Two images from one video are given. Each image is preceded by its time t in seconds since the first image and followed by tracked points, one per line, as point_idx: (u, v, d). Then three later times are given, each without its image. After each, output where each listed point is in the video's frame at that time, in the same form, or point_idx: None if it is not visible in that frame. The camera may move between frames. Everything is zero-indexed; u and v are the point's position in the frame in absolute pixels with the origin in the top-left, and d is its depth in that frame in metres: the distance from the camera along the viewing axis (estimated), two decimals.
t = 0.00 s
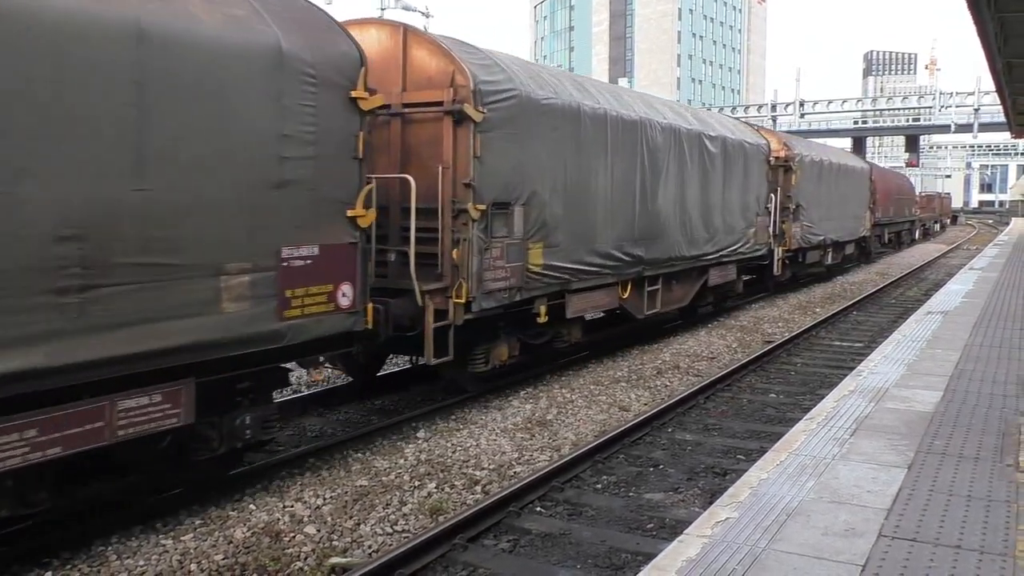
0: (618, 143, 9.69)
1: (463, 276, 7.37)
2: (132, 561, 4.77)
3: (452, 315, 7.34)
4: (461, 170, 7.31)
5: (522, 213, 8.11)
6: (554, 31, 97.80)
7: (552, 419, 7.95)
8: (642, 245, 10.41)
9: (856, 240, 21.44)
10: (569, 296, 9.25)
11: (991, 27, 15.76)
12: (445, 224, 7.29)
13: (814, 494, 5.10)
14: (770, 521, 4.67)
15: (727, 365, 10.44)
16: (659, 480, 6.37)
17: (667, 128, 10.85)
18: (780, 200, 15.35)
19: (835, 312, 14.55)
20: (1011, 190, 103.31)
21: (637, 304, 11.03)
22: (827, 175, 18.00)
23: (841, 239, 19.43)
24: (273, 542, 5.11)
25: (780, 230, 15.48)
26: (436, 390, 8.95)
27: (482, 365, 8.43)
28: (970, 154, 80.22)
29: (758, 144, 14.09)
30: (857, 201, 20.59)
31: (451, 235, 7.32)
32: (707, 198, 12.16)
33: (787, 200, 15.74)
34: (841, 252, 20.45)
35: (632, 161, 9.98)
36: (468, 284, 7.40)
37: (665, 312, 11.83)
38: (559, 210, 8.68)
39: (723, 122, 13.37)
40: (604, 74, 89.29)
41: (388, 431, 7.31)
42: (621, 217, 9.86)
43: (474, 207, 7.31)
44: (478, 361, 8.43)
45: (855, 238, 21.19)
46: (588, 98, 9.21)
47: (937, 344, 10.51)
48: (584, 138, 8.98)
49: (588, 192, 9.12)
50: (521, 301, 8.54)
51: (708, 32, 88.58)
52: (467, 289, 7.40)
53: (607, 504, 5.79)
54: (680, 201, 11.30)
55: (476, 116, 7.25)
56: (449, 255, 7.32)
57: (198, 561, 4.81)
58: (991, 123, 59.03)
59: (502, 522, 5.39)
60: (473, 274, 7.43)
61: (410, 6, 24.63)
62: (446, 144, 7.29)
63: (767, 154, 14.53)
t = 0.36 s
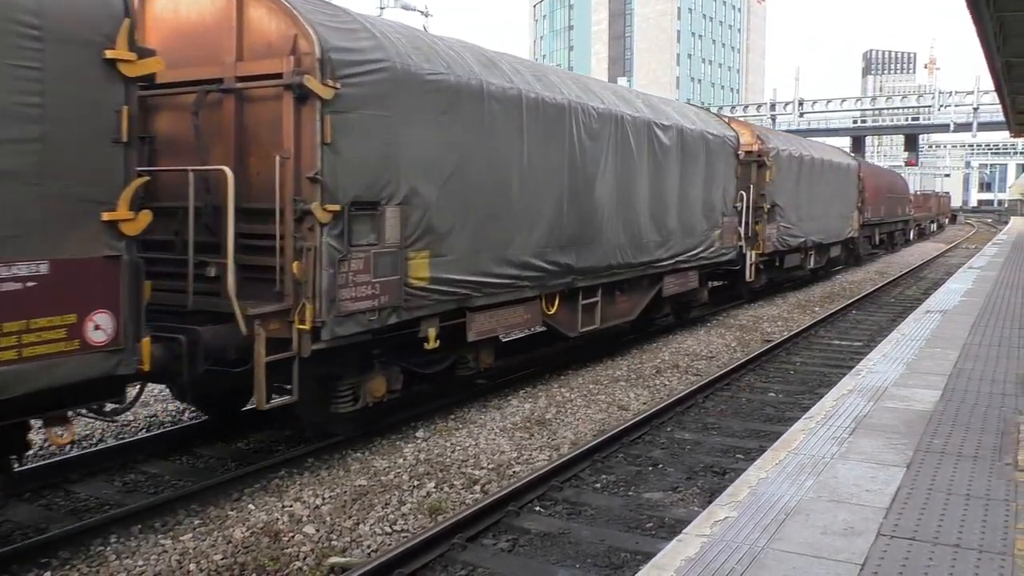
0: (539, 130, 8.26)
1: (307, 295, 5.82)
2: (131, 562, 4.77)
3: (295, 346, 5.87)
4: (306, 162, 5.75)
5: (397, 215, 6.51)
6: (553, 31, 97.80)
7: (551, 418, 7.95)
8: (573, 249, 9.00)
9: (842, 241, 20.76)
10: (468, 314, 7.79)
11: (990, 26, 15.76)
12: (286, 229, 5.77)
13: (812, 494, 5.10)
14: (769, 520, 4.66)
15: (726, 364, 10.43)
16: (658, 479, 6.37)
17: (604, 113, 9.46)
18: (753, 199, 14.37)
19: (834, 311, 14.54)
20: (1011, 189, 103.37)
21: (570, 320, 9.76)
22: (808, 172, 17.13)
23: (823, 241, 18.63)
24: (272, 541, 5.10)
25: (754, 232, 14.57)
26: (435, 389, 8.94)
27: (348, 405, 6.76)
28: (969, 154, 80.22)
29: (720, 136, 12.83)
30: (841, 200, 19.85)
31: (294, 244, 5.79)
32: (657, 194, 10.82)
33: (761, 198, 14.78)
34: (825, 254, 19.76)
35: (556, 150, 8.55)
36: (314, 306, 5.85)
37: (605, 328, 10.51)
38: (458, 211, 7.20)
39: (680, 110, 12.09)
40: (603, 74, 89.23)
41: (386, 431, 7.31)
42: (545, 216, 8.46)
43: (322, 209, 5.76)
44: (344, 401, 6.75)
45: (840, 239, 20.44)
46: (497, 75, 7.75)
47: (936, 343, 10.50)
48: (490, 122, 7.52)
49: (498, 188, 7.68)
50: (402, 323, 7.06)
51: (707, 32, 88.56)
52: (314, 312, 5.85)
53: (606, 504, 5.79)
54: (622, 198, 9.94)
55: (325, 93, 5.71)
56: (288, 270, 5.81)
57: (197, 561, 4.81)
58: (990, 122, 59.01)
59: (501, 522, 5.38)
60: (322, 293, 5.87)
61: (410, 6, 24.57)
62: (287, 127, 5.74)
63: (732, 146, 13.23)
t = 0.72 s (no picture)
0: (420, 110, 6.66)
1: (32, 333, 4.24)
2: (129, 560, 4.77)
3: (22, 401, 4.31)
4: (32, 148, 4.20)
5: (193, 219, 4.92)
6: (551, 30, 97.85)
7: (549, 417, 7.95)
8: (472, 257, 7.40)
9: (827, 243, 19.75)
10: (316, 344, 6.06)
11: (988, 26, 15.76)
12: (6, 241, 4.22)
13: (811, 493, 5.10)
14: (767, 520, 4.67)
15: (724, 364, 10.44)
16: (657, 478, 6.37)
17: (516, 93, 7.89)
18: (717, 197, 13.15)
19: (833, 311, 14.55)
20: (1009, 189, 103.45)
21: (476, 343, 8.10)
22: (785, 169, 15.98)
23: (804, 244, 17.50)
24: (270, 540, 5.10)
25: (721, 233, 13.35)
26: (433, 389, 8.94)
27: (127, 471, 5.19)
28: (966, 154, 80.30)
29: (675, 126, 11.32)
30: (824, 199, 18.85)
31: (18, 262, 4.25)
32: (589, 191, 9.24)
33: (728, 196, 13.56)
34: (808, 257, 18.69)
35: (445, 136, 6.95)
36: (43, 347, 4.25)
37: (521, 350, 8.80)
38: (295, 210, 5.62)
39: (627, 94, 10.55)
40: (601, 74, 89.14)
41: (385, 431, 7.31)
42: (433, 217, 6.86)
43: (50, 211, 4.19)
44: (122, 466, 5.18)
45: (824, 241, 19.37)
46: (358, 41, 6.16)
47: (934, 343, 10.50)
48: (344, 98, 5.92)
49: (357, 181, 6.07)
50: (206, 358, 5.38)
51: (706, 32, 88.53)
52: (42, 355, 4.24)
53: (604, 503, 5.79)
54: (544, 197, 8.39)
55: (60, 51, 4.17)
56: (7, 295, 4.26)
57: (196, 560, 4.81)
58: (988, 123, 59.04)
59: (500, 521, 5.39)
60: (53, 328, 4.28)
61: (408, 5, 24.52)
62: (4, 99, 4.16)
63: (690, 138, 11.75)
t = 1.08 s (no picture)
0: (228, 81, 5.03)
1: None
2: (127, 561, 4.76)
3: None
4: None
5: None
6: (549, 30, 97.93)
7: (547, 417, 7.95)
8: (316, 273, 5.76)
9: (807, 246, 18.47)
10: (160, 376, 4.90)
11: (987, 25, 15.75)
12: None
13: (809, 493, 5.10)
14: (766, 520, 4.66)
15: (722, 364, 10.45)
16: (655, 478, 6.37)
17: (384, 67, 6.27)
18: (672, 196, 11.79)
19: (831, 310, 14.57)
20: (1007, 188, 103.56)
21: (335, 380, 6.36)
22: (756, 164, 14.42)
23: (779, 247, 16.04)
24: (268, 541, 5.10)
25: (677, 238, 11.84)
26: (431, 389, 9.00)
27: None
28: (964, 153, 80.40)
29: (614, 110, 9.77)
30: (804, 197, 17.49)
31: None
32: (495, 187, 7.64)
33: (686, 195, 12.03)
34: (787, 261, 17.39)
35: (270, 118, 5.32)
36: None
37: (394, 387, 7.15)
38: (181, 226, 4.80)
39: (554, 76, 8.98)
40: (600, 73, 89.15)
41: (384, 432, 7.32)
42: (249, 223, 5.22)
43: None
44: None
45: (805, 242, 17.98)
46: None
47: (932, 342, 10.51)
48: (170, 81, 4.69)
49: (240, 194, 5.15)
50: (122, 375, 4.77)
51: (704, 32, 88.61)
52: None
53: (603, 503, 5.79)
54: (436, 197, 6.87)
55: None
56: None
57: (193, 561, 4.81)
58: (986, 122, 59.06)
59: (498, 521, 5.38)
60: None
61: (407, 5, 24.54)
62: None
63: (635, 126, 10.23)
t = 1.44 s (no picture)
0: None
1: None
2: (123, 562, 4.76)
3: None
4: None
5: None
6: (545, 30, 98.00)
7: (544, 418, 7.95)
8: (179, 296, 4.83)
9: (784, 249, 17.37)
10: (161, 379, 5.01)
11: (982, 26, 15.77)
12: None
13: (804, 493, 5.10)
14: (761, 520, 4.67)
15: (718, 364, 10.46)
16: (651, 479, 6.37)
17: (181, 30, 4.79)
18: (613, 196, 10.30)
19: (826, 310, 14.59)
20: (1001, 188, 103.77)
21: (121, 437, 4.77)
22: (716, 160, 12.96)
23: (746, 253, 14.61)
24: (264, 542, 5.10)
25: (619, 241, 10.27)
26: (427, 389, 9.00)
27: None
28: (959, 154, 80.58)
29: (531, 92, 8.30)
30: (776, 198, 16.10)
31: None
32: (350, 183, 6.05)
33: (630, 193, 10.42)
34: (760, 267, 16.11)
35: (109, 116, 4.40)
36: None
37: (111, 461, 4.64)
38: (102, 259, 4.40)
39: (451, 49, 7.50)
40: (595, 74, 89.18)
41: (380, 432, 7.31)
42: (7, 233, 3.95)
43: None
44: None
45: (779, 247, 16.57)
46: None
47: (927, 342, 10.53)
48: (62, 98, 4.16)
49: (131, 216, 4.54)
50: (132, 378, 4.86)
51: (700, 32, 88.71)
52: None
53: (599, 504, 5.79)
54: (278, 199, 5.45)
55: None
56: None
57: (189, 562, 4.80)
58: (981, 122, 59.17)
59: (494, 522, 5.38)
60: None
61: (404, 5, 24.53)
62: None
63: (555, 113, 8.76)
